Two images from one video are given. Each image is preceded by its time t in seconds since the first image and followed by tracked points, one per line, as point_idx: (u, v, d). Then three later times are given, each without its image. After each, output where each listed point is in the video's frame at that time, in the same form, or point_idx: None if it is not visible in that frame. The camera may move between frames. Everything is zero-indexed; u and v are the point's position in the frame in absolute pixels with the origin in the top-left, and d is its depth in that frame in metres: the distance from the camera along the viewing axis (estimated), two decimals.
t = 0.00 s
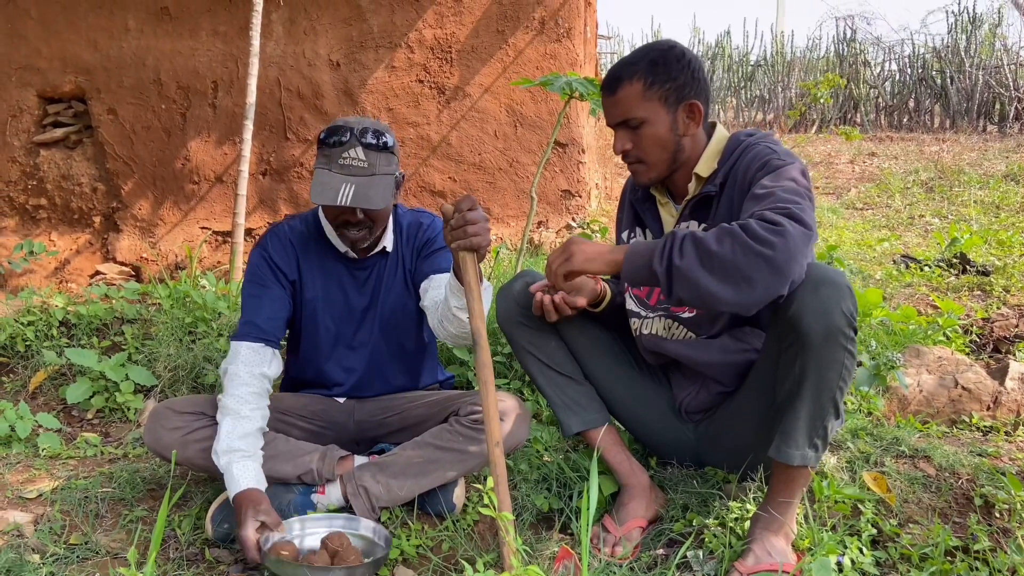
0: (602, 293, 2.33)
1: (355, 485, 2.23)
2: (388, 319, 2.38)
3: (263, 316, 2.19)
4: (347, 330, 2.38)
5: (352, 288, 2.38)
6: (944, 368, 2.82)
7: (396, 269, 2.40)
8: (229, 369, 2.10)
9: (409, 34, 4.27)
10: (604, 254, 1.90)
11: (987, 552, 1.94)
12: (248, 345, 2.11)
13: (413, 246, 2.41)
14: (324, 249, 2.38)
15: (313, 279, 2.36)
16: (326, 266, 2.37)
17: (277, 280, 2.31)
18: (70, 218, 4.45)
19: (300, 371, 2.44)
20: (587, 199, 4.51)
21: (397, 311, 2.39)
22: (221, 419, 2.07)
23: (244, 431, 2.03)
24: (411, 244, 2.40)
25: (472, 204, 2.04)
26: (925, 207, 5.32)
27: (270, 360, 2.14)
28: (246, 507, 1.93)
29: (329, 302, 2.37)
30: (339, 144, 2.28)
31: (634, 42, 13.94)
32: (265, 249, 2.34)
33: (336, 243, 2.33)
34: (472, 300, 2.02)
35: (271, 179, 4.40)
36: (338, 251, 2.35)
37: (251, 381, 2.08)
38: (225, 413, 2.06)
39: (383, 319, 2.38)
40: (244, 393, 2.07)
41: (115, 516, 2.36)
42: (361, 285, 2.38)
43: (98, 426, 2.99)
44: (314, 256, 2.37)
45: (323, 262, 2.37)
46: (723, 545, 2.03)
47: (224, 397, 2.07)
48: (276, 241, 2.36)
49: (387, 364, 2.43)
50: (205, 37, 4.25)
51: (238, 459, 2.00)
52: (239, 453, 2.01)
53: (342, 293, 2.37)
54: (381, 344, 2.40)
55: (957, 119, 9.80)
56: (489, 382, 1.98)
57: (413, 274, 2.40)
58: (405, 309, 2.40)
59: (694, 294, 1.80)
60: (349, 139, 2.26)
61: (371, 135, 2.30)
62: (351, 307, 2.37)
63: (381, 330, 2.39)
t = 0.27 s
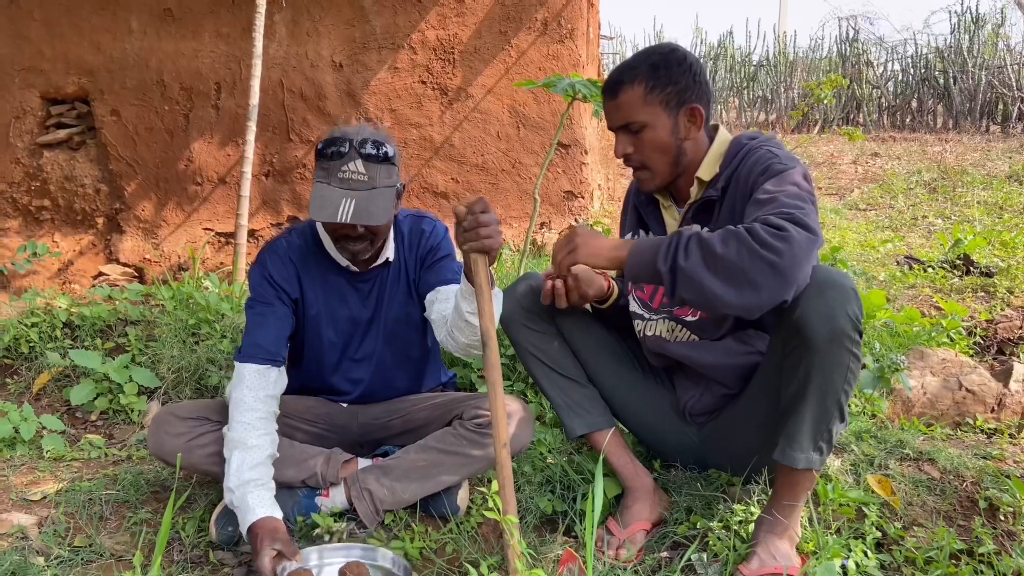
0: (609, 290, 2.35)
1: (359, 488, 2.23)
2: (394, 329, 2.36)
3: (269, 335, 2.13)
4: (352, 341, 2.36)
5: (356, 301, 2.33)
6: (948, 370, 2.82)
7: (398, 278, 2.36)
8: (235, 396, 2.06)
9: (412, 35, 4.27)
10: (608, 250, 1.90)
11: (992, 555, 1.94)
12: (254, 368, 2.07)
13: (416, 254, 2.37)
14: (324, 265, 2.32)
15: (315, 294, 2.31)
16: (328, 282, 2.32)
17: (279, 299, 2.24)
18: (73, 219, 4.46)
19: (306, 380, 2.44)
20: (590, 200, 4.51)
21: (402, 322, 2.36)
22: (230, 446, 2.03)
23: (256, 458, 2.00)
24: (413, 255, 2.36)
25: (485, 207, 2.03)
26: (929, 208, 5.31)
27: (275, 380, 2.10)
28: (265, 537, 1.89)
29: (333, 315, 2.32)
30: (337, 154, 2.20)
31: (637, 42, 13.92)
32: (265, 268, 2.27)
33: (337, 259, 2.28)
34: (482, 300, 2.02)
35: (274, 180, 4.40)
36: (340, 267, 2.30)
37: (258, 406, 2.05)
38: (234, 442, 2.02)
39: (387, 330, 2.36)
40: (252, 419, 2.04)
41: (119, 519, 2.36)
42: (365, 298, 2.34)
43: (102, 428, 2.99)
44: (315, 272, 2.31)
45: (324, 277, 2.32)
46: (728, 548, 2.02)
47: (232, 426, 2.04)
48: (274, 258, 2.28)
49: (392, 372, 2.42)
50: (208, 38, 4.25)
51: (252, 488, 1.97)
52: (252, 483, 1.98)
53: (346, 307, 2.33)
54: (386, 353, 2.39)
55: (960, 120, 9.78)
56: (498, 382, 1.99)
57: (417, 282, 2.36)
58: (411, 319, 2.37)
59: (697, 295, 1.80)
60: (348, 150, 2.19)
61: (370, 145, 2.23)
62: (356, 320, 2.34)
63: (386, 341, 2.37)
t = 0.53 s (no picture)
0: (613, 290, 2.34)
1: (363, 491, 2.24)
2: (397, 336, 2.36)
3: (271, 347, 2.12)
4: (355, 349, 2.36)
5: (358, 309, 2.33)
6: (951, 371, 2.82)
7: (400, 284, 2.36)
8: (237, 412, 2.05)
9: (414, 35, 4.27)
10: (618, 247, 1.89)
11: (996, 557, 1.94)
12: (258, 381, 2.07)
13: (418, 260, 2.36)
14: (326, 273, 2.31)
15: (317, 302, 2.30)
16: (330, 290, 2.31)
17: (281, 309, 2.23)
18: (76, 220, 4.46)
19: (310, 385, 2.45)
20: (592, 200, 4.51)
21: (405, 329, 2.36)
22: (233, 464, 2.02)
23: (260, 475, 2.00)
24: (416, 262, 2.35)
25: (482, 209, 2.06)
26: (931, 208, 5.30)
27: (277, 393, 2.11)
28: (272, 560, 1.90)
29: (336, 324, 2.32)
30: (338, 166, 2.20)
31: (638, 42, 13.91)
32: (266, 277, 2.25)
33: (340, 269, 2.27)
34: (480, 304, 2.02)
35: (277, 181, 4.41)
36: (342, 276, 2.30)
37: (260, 421, 2.05)
38: (237, 458, 2.01)
39: (390, 338, 2.36)
40: (254, 434, 2.04)
41: (123, 520, 2.36)
42: (367, 306, 2.33)
43: (106, 429, 3.00)
44: (316, 280, 2.30)
45: (325, 285, 2.31)
46: (731, 549, 2.02)
47: (234, 441, 2.03)
48: (274, 268, 2.27)
49: (395, 379, 2.42)
50: (210, 39, 4.25)
51: (257, 506, 1.97)
52: (257, 501, 1.98)
53: (349, 316, 2.32)
54: (389, 360, 2.39)
55: (962, 119, 9.75)
56: (498, 385, 1.99)
57: (419, 289, 2.36)
58: (414, 326, 2.37)
59: (706, 295, 1.80)
60: (349, 164, 2.19)
61: (371, 156, 2.22)
62: (358, 328, 2.33)
63: (388, 349, 2.37)
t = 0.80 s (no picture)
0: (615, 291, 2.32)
1: (364, 491, 2.24)
2: (397, 337, 2.36)
3: (270, 347, 2.13)
4: (356, 350, 2.36)
5: (358, 310, 2.33)
6: (952, 371, 2.82)
7: (400, 285, 2.36)
8: (237, 412, 2.06)
9: (415, 35, 4.27)
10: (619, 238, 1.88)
11: (996, 557, 1.94)
12: (256, 382, 2.08)
13: (418, 261, 2.36)
14: (325, 275, 2.31)
15: (316, 303, 2.31)
16: (329, 292, 2.31)
17: (280, 309, 2.24)
18: (78, 221, 4.47)
19: (310, 385, 2.45)
20: (593, 200, 4.51)
21: (405, 330, 2.36)
22: (235, 462, 2.03)
23: (264, 471, 2.01)
24: (415, 263, 2.35)
25: (479, 210, 2.06)
26: (933, 207, 5.30)
27: (277, 394, 2.12)
28: (278, 555, 1.91)
29: (336, 325, 2.33)
30: (336, 168, 2.21)
31: (639, 41, 13.89)
32: (265, 279, 2.26)
33: (338, 271, 2.27)
34: (479, 305, 2.02)
35: (278, 181, 4.41)
36: (341, 278, 2.30)
37: (261, 419, 2.06)
38: (239, 457, 2.02)
39: (389, 339, 2.36)
40: (255, 432, 2.05)
41: (124, 520, 2.37)
42: (366, 308, 2.34)
43: (107, 429, 3.00)
44: (316, 282, 2.31)
45: (325, 287, 2.31)
46: (732, 549, 2.03)
47: (235, 440, 2.04)
48: (273, 268, 2.27)
49: (396, 379, 2.42)
50: (211, 39, 4.26)
51: (262, 501, 1.98)
52: (262, 497, 1.99)
53: (348, 318, 2.33)
54: (390, 360, 2.39)
55: (964, 118, 9.72)
56: (496, 385, 1.99)
57: (419, 290, 2.36)
58: (414, 327, 2.37)
59: (708, 287, 1.81)
60: (347, 166, 2.20)
61: (369, 158, 2.23)
62: (358, 329, 2.34)
63: (388, 350, 2.37)
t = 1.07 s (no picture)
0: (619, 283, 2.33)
1: (364, 490, 2.24)
2: (397, 334, 2.36)
3: (271, 344, 2.14)
4: (356, 348, 2.36)
5: (357, 307, 2.33)
6: (953, 370, 2.81)
7: (400, 283, 2.36)
8: (244, 408, 2.06)
9: (416, 35, 4.27)
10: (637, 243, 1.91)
11: (997, 556, 1.94)
12: (260, 377, 2.09)
13: (418, 258, 2.37)
14: (326, 272, 2.32)
15: (316, 299, 2.31)
16: (329, 289, 2.32)
17: (280, 306, 2.25)
18: (79, 220, 4.47)
19: (310, 384, 2.45)
20: (594, 199, 4.51)
21: (405, 327, 2.36)
22: (245, 456, 2.02)
23: (276, 462, 2.01)
24: (415, 261, 2.35)
25: (479, 209, 2.05)
26: (934, 206, 5.29)
27: (281, 389, 2.14)
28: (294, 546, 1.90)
29: (336, 321, 2.33)
30: (333, 165, 2.21)
31: (640, 40, 13.88)
32: (265, 277, 2.27)
33: (337, 267, 2.28)
34: (479, 305, 2.03)
35: (279, 180, 4.41)
36: (340, 275, 2.30)
37: (268, 414, 2.07)
38: (251, 451, 2.02)
39: (390, 336, 2.36)
40: (263, 426, 2.05)
41: (125, 519, 2.37)
42: (366, 305, 2.34)
43: (108, 428, 3.01)
44: (316, 279, 2.31)
45: (325, 284, 2.32)
46: (732, 548, 2.02)
47: (244, 436, 2.04)
48: (273, 265, 2.28)
49: (396, 377, 2.42)
50: (212, 38, 4.26)
51: (278, 491, 1.98)
52: (277, 487, 1.98)
53: (348, 315, 2.33)
54: (391, 358, 2.39)
55: (966, 117, 9.65)
56: (496, 385, 1.99)
57: (419, 287, 2.36)
58: (414, 324, 2.37)
59: (734, 268, 1.85)
60: (344, 162, 2.20)
61: (368, 154, 2.23)
62: (358, 326, 2.34)
63: (388, 347, 2.37)
